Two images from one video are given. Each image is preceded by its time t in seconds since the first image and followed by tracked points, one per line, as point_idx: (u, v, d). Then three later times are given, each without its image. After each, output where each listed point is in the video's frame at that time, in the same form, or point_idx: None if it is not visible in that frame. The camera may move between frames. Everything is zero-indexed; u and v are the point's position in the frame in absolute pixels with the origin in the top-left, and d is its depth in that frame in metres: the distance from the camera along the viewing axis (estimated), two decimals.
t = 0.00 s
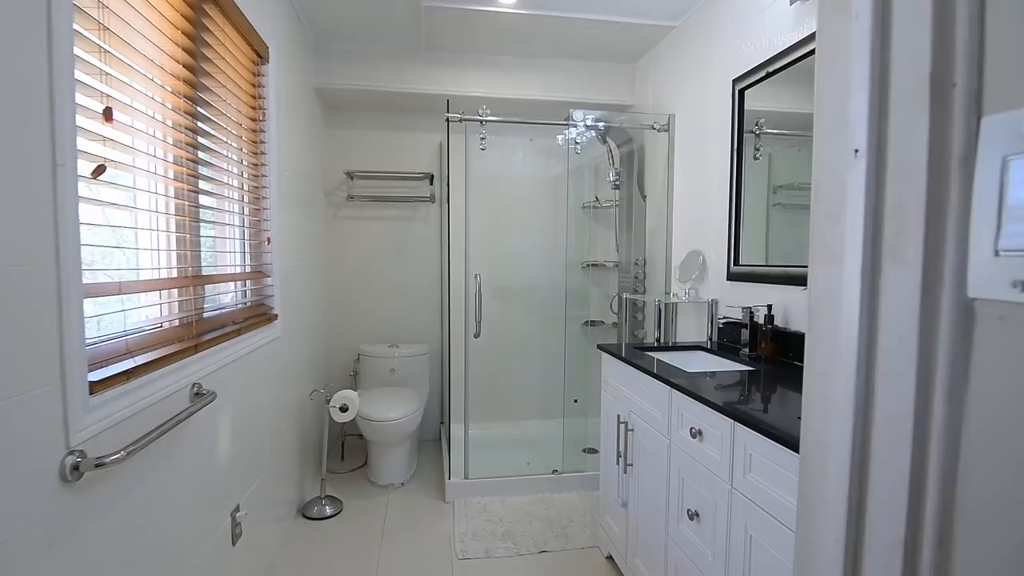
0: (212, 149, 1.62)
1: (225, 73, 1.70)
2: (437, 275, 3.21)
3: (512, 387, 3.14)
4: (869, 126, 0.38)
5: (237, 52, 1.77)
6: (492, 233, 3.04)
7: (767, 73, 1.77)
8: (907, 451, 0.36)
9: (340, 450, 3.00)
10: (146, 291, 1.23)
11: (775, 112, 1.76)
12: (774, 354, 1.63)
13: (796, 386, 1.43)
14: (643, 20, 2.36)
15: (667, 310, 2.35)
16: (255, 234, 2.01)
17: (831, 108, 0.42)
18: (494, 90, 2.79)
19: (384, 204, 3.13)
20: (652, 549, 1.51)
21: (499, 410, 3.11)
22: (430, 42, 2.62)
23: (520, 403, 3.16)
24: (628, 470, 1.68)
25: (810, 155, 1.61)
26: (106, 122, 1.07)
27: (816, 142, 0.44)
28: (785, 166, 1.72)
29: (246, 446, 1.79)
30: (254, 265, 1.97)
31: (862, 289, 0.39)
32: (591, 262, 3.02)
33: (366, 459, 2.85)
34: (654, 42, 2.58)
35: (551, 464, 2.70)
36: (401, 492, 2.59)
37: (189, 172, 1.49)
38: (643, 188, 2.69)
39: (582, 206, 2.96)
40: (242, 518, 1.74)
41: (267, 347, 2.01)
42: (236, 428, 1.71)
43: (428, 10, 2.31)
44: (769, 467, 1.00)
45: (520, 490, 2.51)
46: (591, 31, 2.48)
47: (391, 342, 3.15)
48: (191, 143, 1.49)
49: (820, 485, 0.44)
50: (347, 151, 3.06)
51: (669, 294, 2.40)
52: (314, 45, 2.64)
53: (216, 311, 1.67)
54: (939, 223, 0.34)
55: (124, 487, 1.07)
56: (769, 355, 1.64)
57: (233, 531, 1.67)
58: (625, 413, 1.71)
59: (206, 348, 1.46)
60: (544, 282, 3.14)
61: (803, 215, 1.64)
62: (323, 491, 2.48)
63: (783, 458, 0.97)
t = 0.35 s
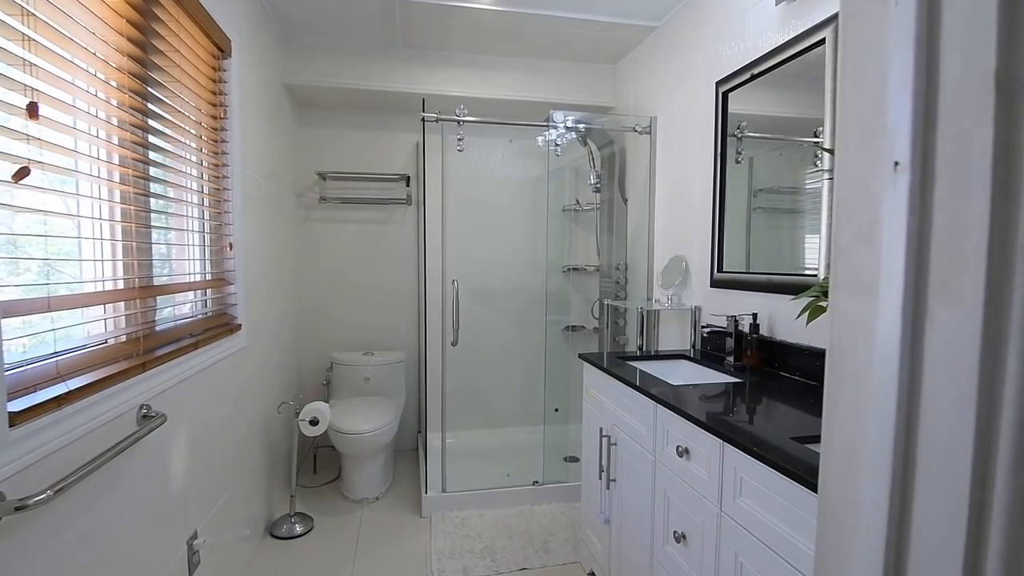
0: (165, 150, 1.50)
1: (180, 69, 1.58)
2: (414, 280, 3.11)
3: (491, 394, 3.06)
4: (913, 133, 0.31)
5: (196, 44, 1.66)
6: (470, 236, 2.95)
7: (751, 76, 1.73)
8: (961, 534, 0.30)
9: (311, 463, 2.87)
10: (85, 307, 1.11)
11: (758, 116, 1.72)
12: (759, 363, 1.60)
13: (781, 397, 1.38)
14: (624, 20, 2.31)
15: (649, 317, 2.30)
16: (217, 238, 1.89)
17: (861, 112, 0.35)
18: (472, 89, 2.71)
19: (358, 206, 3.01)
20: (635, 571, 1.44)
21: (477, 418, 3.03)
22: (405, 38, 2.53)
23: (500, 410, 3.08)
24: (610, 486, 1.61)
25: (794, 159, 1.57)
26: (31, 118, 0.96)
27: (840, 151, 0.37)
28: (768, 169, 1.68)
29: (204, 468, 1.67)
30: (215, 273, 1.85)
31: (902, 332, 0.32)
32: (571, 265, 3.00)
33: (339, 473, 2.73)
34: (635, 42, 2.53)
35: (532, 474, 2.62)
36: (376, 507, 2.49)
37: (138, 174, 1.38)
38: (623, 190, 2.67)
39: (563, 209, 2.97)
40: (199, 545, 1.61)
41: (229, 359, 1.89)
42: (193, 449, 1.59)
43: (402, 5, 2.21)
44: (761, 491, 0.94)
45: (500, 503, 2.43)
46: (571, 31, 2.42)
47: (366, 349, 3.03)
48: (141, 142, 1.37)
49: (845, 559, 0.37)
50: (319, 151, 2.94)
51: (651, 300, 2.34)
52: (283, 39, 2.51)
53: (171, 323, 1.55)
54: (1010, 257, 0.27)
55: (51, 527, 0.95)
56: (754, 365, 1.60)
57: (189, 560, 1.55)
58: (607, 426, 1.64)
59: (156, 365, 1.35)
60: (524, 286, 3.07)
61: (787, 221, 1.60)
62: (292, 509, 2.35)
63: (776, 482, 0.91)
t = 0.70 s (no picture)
0: (113, 148, 1.38)
1: (129, 58, 1.45)
2: (388, 284, 3.00)
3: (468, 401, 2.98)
4: (987, 137, 0.25)
5: (149, 33, 1.54)
6: (446, 239, 2.87)
7: (734, 77, 1.69)
8: None
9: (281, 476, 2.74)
10: (21, 322, 1.00)
11: (739, 118, 1.69)
12: (743, 371, 1.57)
13: (765, 404, 1.34)
14: (604, 18, 2.26)
15: (629, 321, 2.26)
16: (174, 243, 1.76)
17: (912, 111, 0.29)
18: (448, 87, 2.63)
19: (329, 207, 2.89)
20: None
21: (454, 425, 2.94)
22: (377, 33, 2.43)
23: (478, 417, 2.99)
24: (593, 499, 1.55)
25: (773, 161, 1.55)
26: None
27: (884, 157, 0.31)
28: (748, 172, 1.66)
29: (159, 490, 1.55)
30: (172, 279, 1.72)
31: (976, 380, 0.26)
32: (550, 269, 2.92)
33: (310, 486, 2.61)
34: (614, 42, 2.49)
35: (511, 484, 2.55)
36: (348, 522, 2.38)
37: (82, 174, 1.25)
38: (602, 191, 2.63)
39: (541, 210, 2.87)
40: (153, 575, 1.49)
41: (187, 372, 1.76)
42: (146, 471, 1.47)
43: None
44: (755, 513, 0.90)
45: (478, 515, 2.35)
46: (550, 28, 2.37)
47: (338, 356, 2.92)
48: (85, 139, 1.25)
49: None
50: (287, 149, 2.81)
51: (633, 305, 2.30)
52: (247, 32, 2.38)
53: (121, 336, 1.43)
54: None
55: None
56: (738, 372, 1.57)
57: None
58: (590, 436, 1.58)
59: (101, 383, 1.23)
60: (503, 290, 2.99)
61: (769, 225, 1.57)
62: (258, 527, 2.22)
63: (772, 504, 0.87)
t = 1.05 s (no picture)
0: (47, 141, 1.22)
1: (68, 41, 1.30)
2: (358, 287, 2.87)
3: (443, 408, 2.88)
4: None
5: (92, 14, 1.38)
6: (419, 240, 2.76)
7: (718, 76, 1.65)
8: None
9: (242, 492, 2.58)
10: None
11: (723, 120, 1.66)
12: (728, 378, 1.53)
13: (752, 413, 1.30)
14: (583, 14, 2.20)
15: (609, 325, 2.20)
16: (121, 246, 1.60)
17: None
18: (421, 83, 2.52)
19: (295, 207, 2.74)
20: None
21: (428, 433, 2.84)
22: (345, 24, 2.30)
23: (453, 425, 2.90)
24: (576, 515, 1.48)
25: (743, 164, 1.57)
26: None
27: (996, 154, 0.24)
28: (720, 174, 1.68)
29: (103, 520, 1.40)
30: (118, 285, 1.56)
31: None
32: (524, 270, 2.85)
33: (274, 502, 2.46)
34: (592, 39, 2.43)
35: (488, 495, 2.46)
36: (316, 540, 2.24)
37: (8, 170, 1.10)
38: (580, 192, 2.57)
39: (518, 211, 2.80)
40: None
41: (135, 386, 1.60)
42: (85, 500, 1.32)
43: None
44: (756, 539, 0.84)
45: (454, 528, 2.26)
46: (527, 23, 2.29)
47: (305, 364, 2.77)
48: (12, 131, 1.10)
49: None
50: (249, 145, 2.65)
51: (612, 309, 2.24)
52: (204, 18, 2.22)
53: (56, 351, 1.27)
54: None
55: None
56: (723, 380, 1.53)
57: None
58: (572, 449, 1.52)
59: (30, 407, 1.09)
60: (478, 293, 2.90)
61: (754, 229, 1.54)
62: (218, 549, 2.06)
63: (774, 529, 0.81)
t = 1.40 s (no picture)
0: None
1: (10, 21, 1.16)
2: (331, 290, 2.77)
3: (419, 413, 2.82)
4: None
5: None
6: (394, 241, 2.68)
7: (700, 77, 1.64)
8: None
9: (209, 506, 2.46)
10: None
11: (705, 122, 1.66)
12: (710, 383, 1.51)
13: (735, 419, 1.28)
14: (563, 12, 2.16)
15: (589, 329, 2.16)
16: (72, 248, 1.46)
17: None
18: (396, 79, 2.44)
19: (264, 206, 2.63)
20: None
21: (404, 439, 2.77)
22: (317, 17, 2.21)
23: (430, 430, 2.83)
24: (559, 526, 1.44)
25: (720, 165, 1.60)
26: None
27: None
28: (696, 177, 1.70)
29: (54, 547, 1.29)
30: (70, 291, 1.42)
31: None
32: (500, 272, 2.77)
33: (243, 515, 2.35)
34: (571, 38, 2.40)
35: (467, 502, 2.40)
36: (287, 554, 2.14)
37: None
38: (559, 193, 2.52)
39: (497, 212, 2.69)
40: None
41: (87, 402, 1.46)
42: (33, 528, 1.21)
43: None
44: (749, 556, 0.82)
45: (433, 538, 2.20)
46: (504, 21, 2.24)
47: (275, 370, 2.66)
48: None
49: None
50: (215, 142, 2.53)
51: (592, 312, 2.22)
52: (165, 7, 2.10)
53: None
54: None
55: None
56: (706, 384, 1.51)
57: None
58: (554, 458, 1.48)
59: None
60: (456, 295, 2.84)
61: (736, 233, 1.54)
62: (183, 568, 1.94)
63: (771, 547, 0.78)
